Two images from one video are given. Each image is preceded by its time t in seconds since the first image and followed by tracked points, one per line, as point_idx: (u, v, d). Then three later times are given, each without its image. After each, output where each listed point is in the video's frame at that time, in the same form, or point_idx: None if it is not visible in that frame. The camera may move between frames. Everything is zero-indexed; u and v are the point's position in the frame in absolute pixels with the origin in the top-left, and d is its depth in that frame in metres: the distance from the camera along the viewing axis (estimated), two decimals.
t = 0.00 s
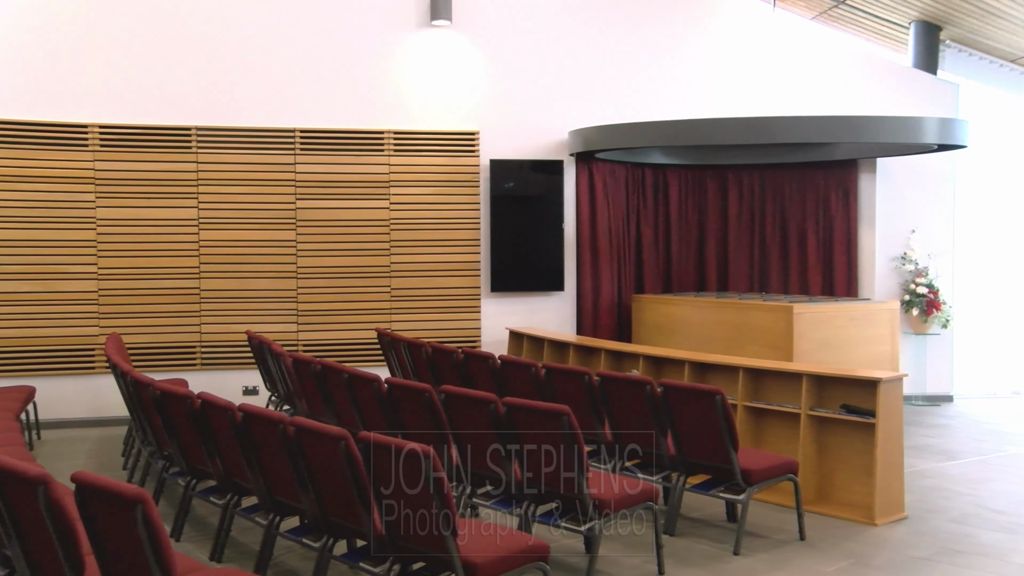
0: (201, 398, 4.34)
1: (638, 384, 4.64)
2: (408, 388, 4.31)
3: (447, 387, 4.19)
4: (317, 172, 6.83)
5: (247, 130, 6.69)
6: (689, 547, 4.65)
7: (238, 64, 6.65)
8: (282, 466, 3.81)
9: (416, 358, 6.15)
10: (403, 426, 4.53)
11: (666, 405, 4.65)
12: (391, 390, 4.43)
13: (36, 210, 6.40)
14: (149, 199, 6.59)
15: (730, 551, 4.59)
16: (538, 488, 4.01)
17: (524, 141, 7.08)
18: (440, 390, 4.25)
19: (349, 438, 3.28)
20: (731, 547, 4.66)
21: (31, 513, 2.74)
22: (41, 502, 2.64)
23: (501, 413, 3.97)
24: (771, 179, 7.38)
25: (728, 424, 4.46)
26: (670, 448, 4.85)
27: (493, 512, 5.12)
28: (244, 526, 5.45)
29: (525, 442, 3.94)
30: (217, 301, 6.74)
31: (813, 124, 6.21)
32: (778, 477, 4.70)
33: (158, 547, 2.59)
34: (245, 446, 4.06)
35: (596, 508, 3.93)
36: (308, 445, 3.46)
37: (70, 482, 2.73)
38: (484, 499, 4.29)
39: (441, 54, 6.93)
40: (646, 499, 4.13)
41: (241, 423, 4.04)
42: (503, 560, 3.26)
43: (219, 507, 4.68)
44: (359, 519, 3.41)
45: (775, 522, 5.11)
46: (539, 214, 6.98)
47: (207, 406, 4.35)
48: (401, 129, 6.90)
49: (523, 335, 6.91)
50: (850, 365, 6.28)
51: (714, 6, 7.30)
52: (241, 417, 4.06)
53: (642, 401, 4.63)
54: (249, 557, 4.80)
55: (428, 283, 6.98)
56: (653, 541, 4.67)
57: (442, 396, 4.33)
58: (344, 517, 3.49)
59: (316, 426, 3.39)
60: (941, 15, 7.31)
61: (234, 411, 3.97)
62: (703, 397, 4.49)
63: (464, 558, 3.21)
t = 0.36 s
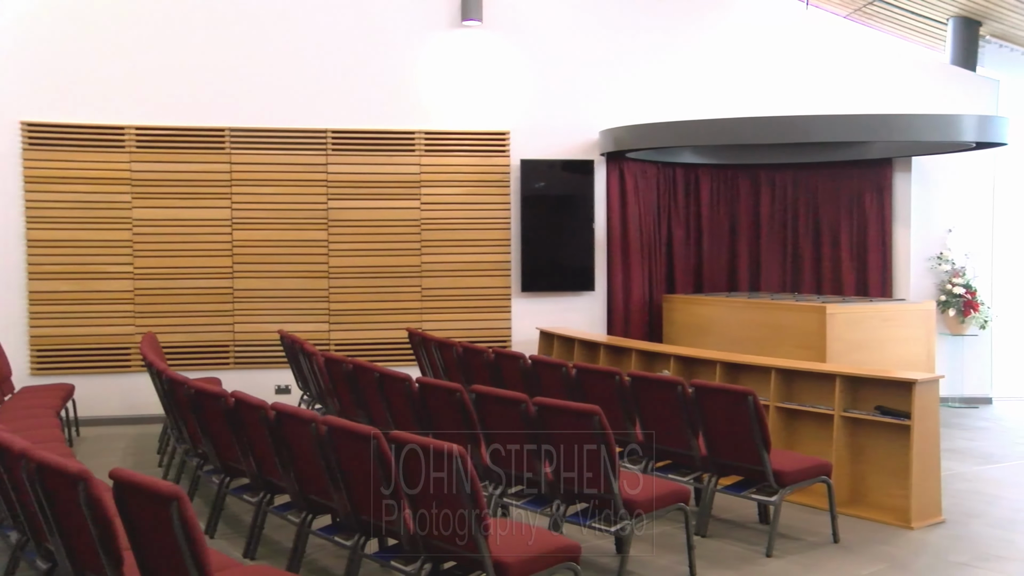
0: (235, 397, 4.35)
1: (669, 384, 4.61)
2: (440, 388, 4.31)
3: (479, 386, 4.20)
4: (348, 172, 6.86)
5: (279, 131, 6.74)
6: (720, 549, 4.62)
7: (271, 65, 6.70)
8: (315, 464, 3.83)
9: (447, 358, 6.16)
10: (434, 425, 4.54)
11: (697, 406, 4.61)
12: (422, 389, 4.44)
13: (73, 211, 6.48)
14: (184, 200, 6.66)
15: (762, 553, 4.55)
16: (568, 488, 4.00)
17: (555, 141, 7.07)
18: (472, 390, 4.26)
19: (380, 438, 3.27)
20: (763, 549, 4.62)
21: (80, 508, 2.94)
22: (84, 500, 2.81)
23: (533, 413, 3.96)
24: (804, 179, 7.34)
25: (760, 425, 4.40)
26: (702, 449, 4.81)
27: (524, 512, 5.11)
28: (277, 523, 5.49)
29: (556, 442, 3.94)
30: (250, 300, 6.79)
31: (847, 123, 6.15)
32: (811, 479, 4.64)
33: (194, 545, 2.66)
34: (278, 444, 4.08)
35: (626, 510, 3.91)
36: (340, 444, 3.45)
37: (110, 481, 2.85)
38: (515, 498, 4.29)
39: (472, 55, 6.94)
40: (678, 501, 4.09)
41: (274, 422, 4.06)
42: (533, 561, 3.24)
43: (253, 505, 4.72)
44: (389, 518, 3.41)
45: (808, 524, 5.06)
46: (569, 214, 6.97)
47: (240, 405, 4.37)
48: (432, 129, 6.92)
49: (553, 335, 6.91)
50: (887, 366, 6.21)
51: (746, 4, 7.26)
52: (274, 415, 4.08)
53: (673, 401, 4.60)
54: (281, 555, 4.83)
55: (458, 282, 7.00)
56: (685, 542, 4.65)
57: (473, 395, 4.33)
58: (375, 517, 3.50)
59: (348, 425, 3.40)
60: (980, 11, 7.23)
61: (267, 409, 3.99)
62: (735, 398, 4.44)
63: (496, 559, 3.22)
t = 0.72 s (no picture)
0: (270, 396, 4.38)
1: (703, 385, 4.56)
2: (473, 388, 4.31)
3: (513, 387, 4.20)
4: (383, 173, 6.88)
5: (315, 132, 6.77)
6: (756, 552, 4.56)
7: (308, 66, 6.73)
8: (349, 463, 3.84)
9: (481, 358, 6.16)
10: (468, 424, 4.54)
11: (732, 407, 4.56)
12: (456, 390, 4.45)
13: (113, 212, 6.57)
14: (221, 201, 6.72)
15: (799, 556, 4.48)
16: (602, 488, 3.98)
17: (589, 141, 7.05)
18: (506, 390, 4.26)
19: (414, 437, 3.29)
20: (800, 552, 4.55)
21: (121, 505, 3.01)
22: (124, 496, 2.88)
23: (567, 413, 3.95)
24: (842, 178, 7.26)
25: (797, 427, 4.34)
26: (737, 450, 4.73)
27: (558, 512, 5.08)
28: (313, 522, 5.52)
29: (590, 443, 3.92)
30: (286, 300, 6.84)
31: (887, 120, 6.04)
32: (849, 481, 4.56)
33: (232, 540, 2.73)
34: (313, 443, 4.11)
35: (661, 509, 3.89)
36: (376, 443, 3.47)
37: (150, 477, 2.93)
38: (549, 498, 4.29)
39: (507, 55, 6.94)
40: (712, 502, 4.05)
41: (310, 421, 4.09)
42: (567, 561, 3.20)
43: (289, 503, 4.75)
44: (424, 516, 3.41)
45: (845, 527, 4.97)
46: (603, 214, 6.96)
47: (276, 404, 4.41)
48: (466, 129, 6.92)
49: (587, 335, 6.90)
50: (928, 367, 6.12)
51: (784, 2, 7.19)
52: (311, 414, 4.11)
53: (708, 401, 4.56)
54: (316, 552, 4.86)
55: (493, 282, 7.00)
56: (720, 544, 4.60)
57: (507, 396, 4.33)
58: (410, 515, 3.50)
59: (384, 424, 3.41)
60: None
61: (303, 408, 4.02)
62: (770, 399, 4.39)
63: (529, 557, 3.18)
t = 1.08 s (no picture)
0: (310, 394, 4.40)
1: (743, 386, 4.49)
2: (511, 388, 4.31)
3: (550, 387, 4.18)
4: (422, 173, 6.90)
5: (355, 132, 6.81)
6: (797, 554, 4.41)
7: (348, 67, 6.78)
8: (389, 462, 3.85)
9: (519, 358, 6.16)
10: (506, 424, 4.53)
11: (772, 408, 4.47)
12: (495, 389, 4.44)
13: (157, 212, 6.66)
14: (262, 201, 6.78)
15: (841, 560, 4.32)
16: (640, 488, 3.95)
17: (628, 140, 7.03)
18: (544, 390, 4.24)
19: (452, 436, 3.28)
20: (842, 555, 4.39)
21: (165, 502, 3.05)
22: (168, 492, 2.95)
23: (605, 414, 3.91)
24: (885, 177, 7.21)
25: (839, 429, 4.24)
26: (778, 451, 4.65)
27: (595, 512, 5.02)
28: (351, 519, 5.54)
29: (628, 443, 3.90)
30: (326, 300, 6.88)
31: (931, 118, 5.94)
32: (893, 484, 4.42)
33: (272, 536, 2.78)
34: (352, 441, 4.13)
35: (699, 510, 3.84)
36: (416, 442, 3.48)
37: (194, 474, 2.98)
38: (587, 499, 4.26)
39: (546, 56, 6.94)
40: (752, 504, 3.99)
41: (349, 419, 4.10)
42: (608, 560, 3.17)
43: (329, 501, 4.78)
44: (463, 515, 3.40)
45: (889, 531, 4.77)
46: (642, 214, 6.93)
47: (316, 403, 4.44)
48: (505, 129, 6.93)
49: (626, 335, 6.90)
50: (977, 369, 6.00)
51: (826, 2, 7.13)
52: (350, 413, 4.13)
53: (747, 403, 4.49)
54: (356, 549, 4.86)
55: (531, 282, 7.01)
56: (760, 546, 4.50)
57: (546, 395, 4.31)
58: (448, 513, 3.49)
59: (423, 423, 3.42)
60: None
61: (342, 406, 4.03)
62: (811, 400, 4.29)
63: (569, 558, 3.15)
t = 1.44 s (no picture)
0: (349, 393, 4.40)
1: (782, 387, 4.40)
2: (548, 387, 4.28)
3: (587, 386, 4.14)
4: (458, 173, 6.91)
5: (392, 133, 6.84)
6: (837, 557, 4.29)
7: (385, 68, 6.81)
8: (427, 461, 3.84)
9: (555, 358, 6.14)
10: (544, 423, 4.51)
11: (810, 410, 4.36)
12: (532, 389, 4.43)
13: (198, 213, 6.73)
14: (300, 201, 6.83)
15: (883, 564, 4.18)
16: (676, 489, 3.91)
17: (664, 140, 7.00)
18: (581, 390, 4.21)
19: (488, 435, 3.26)
20: (884, 559, 4.25)
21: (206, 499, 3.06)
22: (208, 490, 2.95)
23: (642, 414, 3.87)
24: (928, 175, 7.24)
25: (880, 432, 4.11)
26: (817, 454, 4.55)
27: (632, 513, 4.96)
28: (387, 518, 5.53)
29: (667, 445, 3.85)
30: (363, 300, 6.90)
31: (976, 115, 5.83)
32: (937, 488, 4.26)
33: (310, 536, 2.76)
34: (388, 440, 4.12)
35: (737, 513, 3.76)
36: (453, 442, 3.47)
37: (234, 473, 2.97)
38: (624, 499, 4.23)
39: (582, 56, 6.92)
40: (791, 506, 3.90)
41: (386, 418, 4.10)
42: (645, 560, 3.13)
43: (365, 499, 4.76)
44: (500, 514, 3.38)
45: (933, 535, 4.61)
46: (680, 214, 6.93)
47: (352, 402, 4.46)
48: (541, 129, 6.93)
49: (662, 335, 6.87)
50: None
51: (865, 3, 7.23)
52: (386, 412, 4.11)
53: (786, 404, 4.41)
54: (392, 548, 4.86)
55: (567, 282, 7.00)
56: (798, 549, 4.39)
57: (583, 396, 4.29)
58: (486, 512, 3.48)
59: (460, 423, 3.41)
60: None
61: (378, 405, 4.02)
62: (851, 402, 4.18)
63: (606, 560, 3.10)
